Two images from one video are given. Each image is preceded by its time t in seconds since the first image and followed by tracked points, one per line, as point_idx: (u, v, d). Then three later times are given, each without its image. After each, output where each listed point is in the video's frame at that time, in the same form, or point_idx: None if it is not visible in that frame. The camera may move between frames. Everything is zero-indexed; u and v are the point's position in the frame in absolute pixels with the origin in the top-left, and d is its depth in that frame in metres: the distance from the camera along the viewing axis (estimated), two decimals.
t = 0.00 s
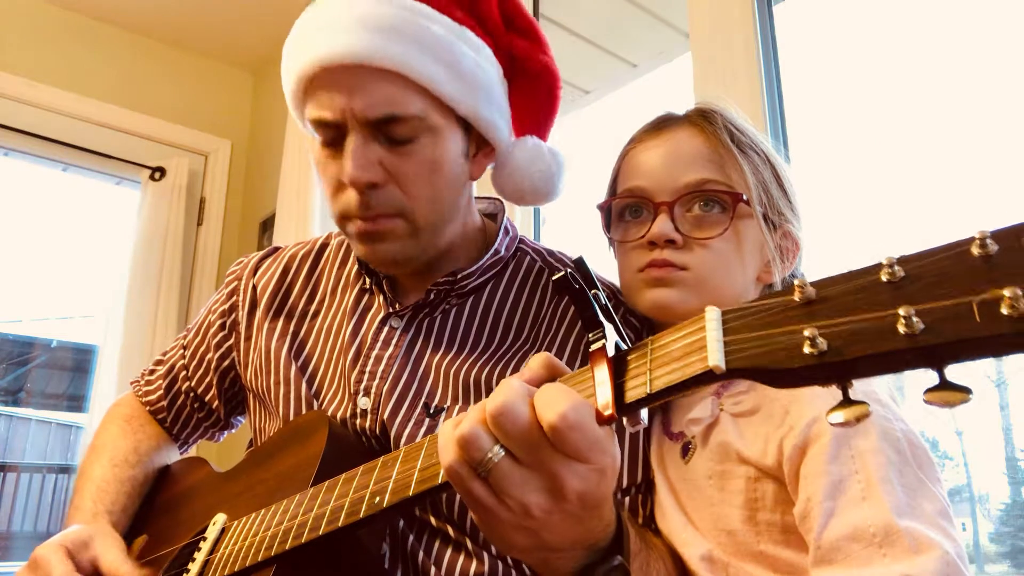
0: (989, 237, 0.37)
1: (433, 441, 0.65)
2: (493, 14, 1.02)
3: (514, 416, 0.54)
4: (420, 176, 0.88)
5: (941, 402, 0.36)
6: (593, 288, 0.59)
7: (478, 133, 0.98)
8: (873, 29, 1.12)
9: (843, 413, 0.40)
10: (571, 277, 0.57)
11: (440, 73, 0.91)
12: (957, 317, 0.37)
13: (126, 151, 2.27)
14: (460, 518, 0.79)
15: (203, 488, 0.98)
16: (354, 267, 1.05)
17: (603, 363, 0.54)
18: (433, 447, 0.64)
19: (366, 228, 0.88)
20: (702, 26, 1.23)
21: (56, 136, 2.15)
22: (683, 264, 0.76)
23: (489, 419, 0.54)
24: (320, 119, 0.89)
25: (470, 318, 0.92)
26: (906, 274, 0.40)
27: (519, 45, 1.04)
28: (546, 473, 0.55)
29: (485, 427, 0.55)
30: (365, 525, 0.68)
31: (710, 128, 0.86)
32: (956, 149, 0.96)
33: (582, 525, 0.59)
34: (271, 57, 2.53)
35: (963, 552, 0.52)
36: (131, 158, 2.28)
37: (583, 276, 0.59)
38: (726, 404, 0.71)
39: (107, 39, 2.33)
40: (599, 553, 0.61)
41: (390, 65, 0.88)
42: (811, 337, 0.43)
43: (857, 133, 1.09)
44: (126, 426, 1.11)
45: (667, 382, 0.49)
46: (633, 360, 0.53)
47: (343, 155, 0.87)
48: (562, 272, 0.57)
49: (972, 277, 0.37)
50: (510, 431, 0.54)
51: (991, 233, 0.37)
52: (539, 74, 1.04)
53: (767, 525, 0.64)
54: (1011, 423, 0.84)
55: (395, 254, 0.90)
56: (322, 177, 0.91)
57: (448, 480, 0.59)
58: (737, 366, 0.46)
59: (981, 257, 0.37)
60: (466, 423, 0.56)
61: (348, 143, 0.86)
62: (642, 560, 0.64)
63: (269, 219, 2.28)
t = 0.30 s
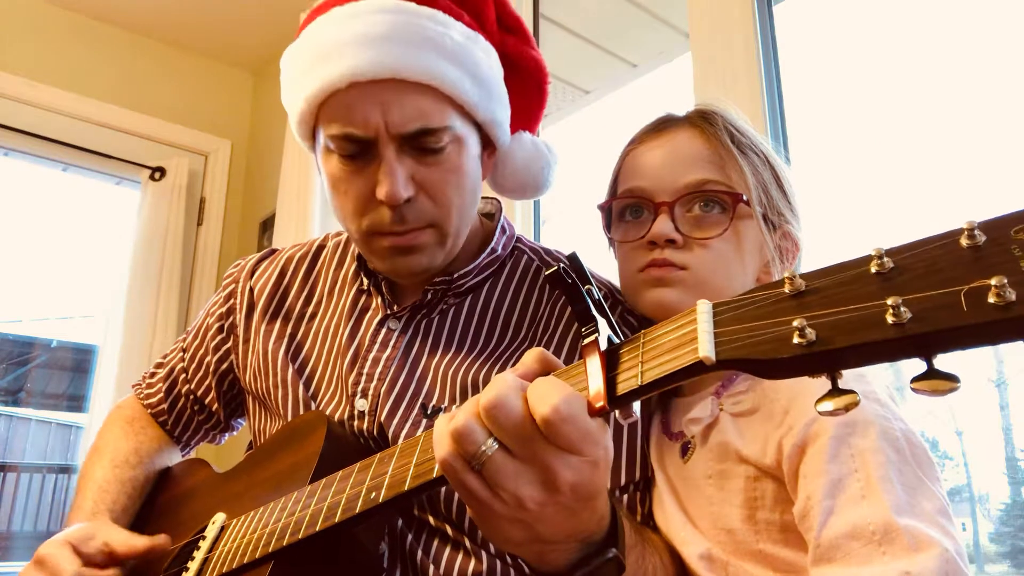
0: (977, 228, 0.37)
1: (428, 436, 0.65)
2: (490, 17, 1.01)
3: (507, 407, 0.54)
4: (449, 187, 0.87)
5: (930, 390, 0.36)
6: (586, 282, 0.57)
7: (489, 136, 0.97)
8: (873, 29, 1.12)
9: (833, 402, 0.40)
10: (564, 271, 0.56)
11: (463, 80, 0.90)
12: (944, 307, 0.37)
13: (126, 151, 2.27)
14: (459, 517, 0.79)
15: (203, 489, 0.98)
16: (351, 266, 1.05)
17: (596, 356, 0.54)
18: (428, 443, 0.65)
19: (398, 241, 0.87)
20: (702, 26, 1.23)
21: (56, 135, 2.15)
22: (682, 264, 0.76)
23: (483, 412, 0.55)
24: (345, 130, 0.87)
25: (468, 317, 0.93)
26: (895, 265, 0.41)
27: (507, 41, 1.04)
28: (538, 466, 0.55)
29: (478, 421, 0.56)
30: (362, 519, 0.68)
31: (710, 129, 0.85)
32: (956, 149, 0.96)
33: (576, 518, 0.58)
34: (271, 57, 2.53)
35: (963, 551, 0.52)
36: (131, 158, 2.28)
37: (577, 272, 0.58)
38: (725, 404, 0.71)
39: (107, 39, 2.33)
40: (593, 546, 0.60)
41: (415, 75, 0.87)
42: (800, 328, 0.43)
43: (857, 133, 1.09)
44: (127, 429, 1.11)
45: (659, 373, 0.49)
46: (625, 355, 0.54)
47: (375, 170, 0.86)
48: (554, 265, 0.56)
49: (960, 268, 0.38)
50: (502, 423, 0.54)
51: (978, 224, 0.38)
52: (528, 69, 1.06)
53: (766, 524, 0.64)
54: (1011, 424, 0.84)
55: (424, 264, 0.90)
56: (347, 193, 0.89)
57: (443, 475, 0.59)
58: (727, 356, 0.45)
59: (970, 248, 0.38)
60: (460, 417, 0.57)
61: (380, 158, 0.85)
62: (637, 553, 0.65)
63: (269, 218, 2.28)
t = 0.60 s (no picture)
0: (1002, 244, 0.37)
1: (430, 444, 0.65)
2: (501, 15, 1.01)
3: (513, 424, 0.53)
4: (459, 179, 0.86)
5: (950, 414, 0.36)
6: (593, 290, 0.58)
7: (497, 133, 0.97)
8: (873, 28, 1.12)
9: (849, 423, 0.39)
10: (571, 280, 0.56)
11: (479, 72, 0.90)
12: (966, 328, 0.36)
13: (126, 151, 2.26)
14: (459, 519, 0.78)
15: (198, 486, 0.97)
16: (348, 261, 1.04)
17: (604, 368, 0.53)
18: (430, 451, 0.64)
19: (404, 232, 0.87)
20: (702, 26, 1.23)
21: (56, 136, 2.14)
22: (683, 263, 0.76)
23: (487, 427, 0.54)
24: (357, 113, 0.87)
25: (468, 316, 0.92)
26: (915, 281, 0.40)
27: (518, 40, 1.05)
28: (545, 482, 0.55)
29: (482, 435, 0.55)
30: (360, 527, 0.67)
31: (711, 126, 0.85)
32: (956, 148, 0.96)
33: (583, 532, 0.58)
34: (271, 57, 2.53)
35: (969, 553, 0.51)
36: (131, 157, 2.27)
37: (582, 280, 0.59)
38: (726, 404, 0.70)
39: (106, 38, 2.32)
40: (600, 556, 0.60)
41: (434, 62, 0.87)
42: (818, 346, 0.42)
43: (858, 132, 1.08)
44: (120, 423, 1.10)
45: (668, 390, 0.49)
46: (633, 367, 0.53)
47: (386, 157, 0.85)
48: (560, 275, 0.56)
49: (984, 286, 0.37)
50: (508, 439, 0.53)
51: (1003, 240, 0.37)
52: (537, 69, 1.06)
53: (768, 525, 0.63)
54: (1011, 423, 0.83)
55: (427, 257, 0.89)
56: (353, 180, 0.88)
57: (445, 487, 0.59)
58: (740, 374, 0.45)
59: (994, 264, 0.37)
60: (463, 431, 0.56)
61: (393, 144, 0.85)
62: (642, 561, 0.64)
63: (269, 218, 2.28)
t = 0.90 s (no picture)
0: (1003, 242, 0.36)
1: (423, 448, 0.64)
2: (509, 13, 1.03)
3: (503, 437, 0.52)
4: (473, 166, 0.87)
5: (952, 419, 0.36)
6: (587, 290, 0.57)
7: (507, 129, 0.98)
8: (874, 27, 1.11)
9: (848, 428, 0.39)
10: (565, 281, 0.55)
11: (497, 62, 0.92)
12: (968, 331, 0.36)
13: (126, 150, 2.26)
14: (456, 520, 0.78)
15: (194, 484, 0.96)
16: (345, 258, 1.04)
17: (599, 371, 0.52)
18: (424, 454, 0.64)
19: (416, 217, 0.86)
20: (702, 25, 1.22)
21: (56, 136, 2.14)
22: (682, 263, 0.75)
23: (480, 432, 0.53)
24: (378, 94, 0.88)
25: (466, 316, 0.92)
26: (915, 281, 0.40)
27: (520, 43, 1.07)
28: (540, 491, 0.54)
29: (475, 445, 0.54)
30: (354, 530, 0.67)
31: (711, 125, 0.85)
32: (956, 147, 0.95)
33: (586, 540, 0.57)
34: (270, 57, 2.53)
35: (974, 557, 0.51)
36: (130, 157, 2.27)
37: (578, 280, 0.58)
38: (725, 405, 0.70)
39: (106, 38, 2.32)
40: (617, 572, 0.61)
41: (456, 47, 0.89)
42: (817, 349, 0.42)
43: (858, 131, 1.08)
44: (116, 420, 1.10)
45: (665, 393, 0.48)
46: (630, 369, 0.53)
47: (404, 138, 0.86)
48: (554, 276, 0.55)
49: (987, 287, 0.36)
50: (501, 445, 0.53)
51: (1004, 238, 0.36)
52: (538, 72, 1.08)
53: (766, 528, 0.63)
54: (1011, 423, 0.83)
55: (436, 246, 0.89)
56: (368, 161, 0.88)
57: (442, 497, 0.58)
58: (738, 379, 0.45)
59: (995, 263, 0.36)
60: (456, 441, 0.55)
61: (412, 124, 0.85)
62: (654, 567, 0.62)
63: (269, 218, 2.28)
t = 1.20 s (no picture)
0: (992, 235, 0.36)
1: (425, 443, 0.65)
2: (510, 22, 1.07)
3: (504, 428, 0.53)
4: (476, 166, 0.87)
5: (943, 407, 0.36)
6: (587, 287, 0.58)
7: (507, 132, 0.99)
8: (874, 28, 1.12)
9: (842, 417, 0.39)
10: (564, 277, 0.56)
11: (499, 62, 0.93)
12: (958, 321, 0.36)
13: (126, 151, 2.26)
14: (456, 520, 0.79)
15: (196, 486, 0.97)
16: (348, 262, 1.04)
17: (597, 365, 0.53)
18: (425, 449, 0.64)
19: (421, 215, 0.86)
20: (703, 26, 1.23)
21: (55, 136, 2.14)
22: (677, 264, 0.76)
23: (480, 424, 0.54)
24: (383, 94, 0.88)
25: (466, 318, 0.92)
26: (906, 273, 0.40)
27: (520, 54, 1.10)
28: (539, 481, 0.54)
29: (476, 436, 0.55)
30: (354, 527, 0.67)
31: (707, 126, 0.85)
32: (956, 147, 0.96)
33: (580, 531, 0.58)
34: (270, 57, 2.53)
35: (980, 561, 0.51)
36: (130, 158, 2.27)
37: (576, 277, 0.59)
38: (720, 405, 0.71)
39: (106, 38, 2.32)
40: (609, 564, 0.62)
41: (460, 49, 0.90)
42: (810, 340, 0.42)
43: (858, 131, 1.08)
44: (119, 423, 1.10)
45: (661, 386, 0.48)
46: (627, 363, 0.52)
47: (408, 137, 0.86)
48: (552, 272, 0.57)
49: (977, 279, 0.36)
50: (501, 438, 0.53)
51: (994, 231, 0.36)
52: (537, 80, 1.12)
53: (763, 530, 0.63)
54: (1011, 423, 0.83)
55: (438, 246, 0.89)
56: (372, 161, 0.87)
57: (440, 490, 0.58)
58: (734, 369, 0.45)
59: (985, 257, 0.36)
60: (457, 433, 0.55)
61: (416, 123, 0.86)
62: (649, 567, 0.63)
63: (269, 218, 2.28)
